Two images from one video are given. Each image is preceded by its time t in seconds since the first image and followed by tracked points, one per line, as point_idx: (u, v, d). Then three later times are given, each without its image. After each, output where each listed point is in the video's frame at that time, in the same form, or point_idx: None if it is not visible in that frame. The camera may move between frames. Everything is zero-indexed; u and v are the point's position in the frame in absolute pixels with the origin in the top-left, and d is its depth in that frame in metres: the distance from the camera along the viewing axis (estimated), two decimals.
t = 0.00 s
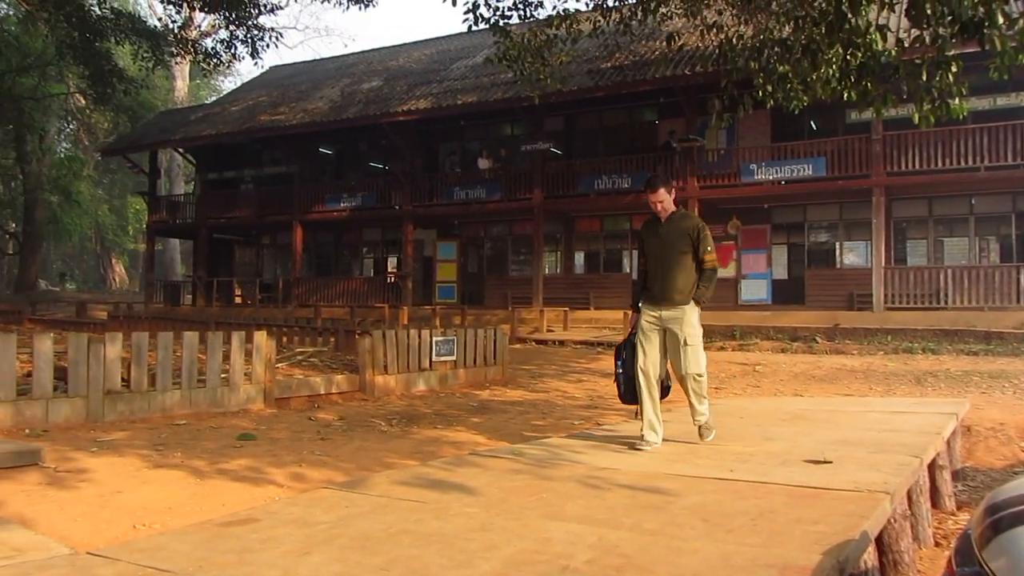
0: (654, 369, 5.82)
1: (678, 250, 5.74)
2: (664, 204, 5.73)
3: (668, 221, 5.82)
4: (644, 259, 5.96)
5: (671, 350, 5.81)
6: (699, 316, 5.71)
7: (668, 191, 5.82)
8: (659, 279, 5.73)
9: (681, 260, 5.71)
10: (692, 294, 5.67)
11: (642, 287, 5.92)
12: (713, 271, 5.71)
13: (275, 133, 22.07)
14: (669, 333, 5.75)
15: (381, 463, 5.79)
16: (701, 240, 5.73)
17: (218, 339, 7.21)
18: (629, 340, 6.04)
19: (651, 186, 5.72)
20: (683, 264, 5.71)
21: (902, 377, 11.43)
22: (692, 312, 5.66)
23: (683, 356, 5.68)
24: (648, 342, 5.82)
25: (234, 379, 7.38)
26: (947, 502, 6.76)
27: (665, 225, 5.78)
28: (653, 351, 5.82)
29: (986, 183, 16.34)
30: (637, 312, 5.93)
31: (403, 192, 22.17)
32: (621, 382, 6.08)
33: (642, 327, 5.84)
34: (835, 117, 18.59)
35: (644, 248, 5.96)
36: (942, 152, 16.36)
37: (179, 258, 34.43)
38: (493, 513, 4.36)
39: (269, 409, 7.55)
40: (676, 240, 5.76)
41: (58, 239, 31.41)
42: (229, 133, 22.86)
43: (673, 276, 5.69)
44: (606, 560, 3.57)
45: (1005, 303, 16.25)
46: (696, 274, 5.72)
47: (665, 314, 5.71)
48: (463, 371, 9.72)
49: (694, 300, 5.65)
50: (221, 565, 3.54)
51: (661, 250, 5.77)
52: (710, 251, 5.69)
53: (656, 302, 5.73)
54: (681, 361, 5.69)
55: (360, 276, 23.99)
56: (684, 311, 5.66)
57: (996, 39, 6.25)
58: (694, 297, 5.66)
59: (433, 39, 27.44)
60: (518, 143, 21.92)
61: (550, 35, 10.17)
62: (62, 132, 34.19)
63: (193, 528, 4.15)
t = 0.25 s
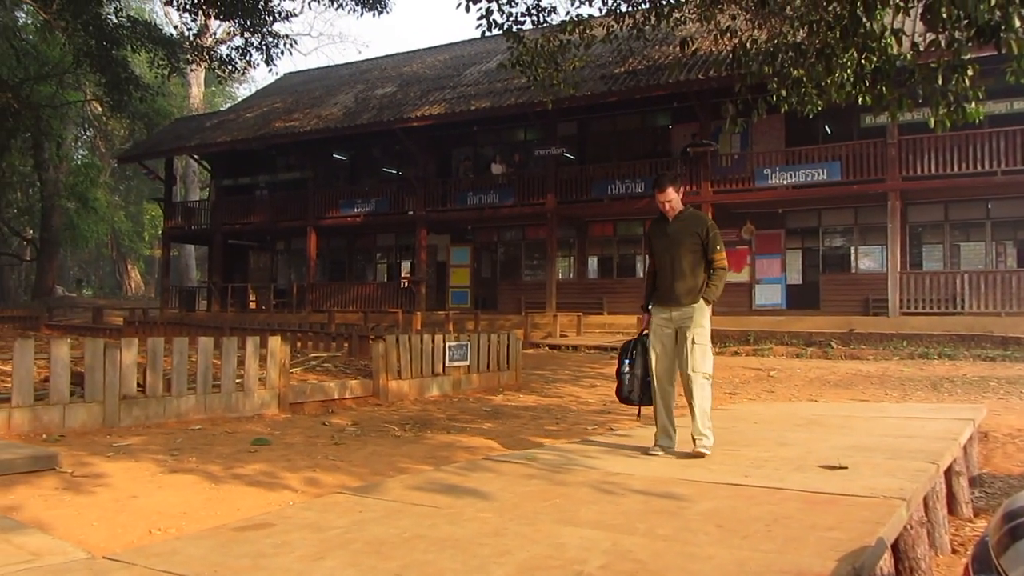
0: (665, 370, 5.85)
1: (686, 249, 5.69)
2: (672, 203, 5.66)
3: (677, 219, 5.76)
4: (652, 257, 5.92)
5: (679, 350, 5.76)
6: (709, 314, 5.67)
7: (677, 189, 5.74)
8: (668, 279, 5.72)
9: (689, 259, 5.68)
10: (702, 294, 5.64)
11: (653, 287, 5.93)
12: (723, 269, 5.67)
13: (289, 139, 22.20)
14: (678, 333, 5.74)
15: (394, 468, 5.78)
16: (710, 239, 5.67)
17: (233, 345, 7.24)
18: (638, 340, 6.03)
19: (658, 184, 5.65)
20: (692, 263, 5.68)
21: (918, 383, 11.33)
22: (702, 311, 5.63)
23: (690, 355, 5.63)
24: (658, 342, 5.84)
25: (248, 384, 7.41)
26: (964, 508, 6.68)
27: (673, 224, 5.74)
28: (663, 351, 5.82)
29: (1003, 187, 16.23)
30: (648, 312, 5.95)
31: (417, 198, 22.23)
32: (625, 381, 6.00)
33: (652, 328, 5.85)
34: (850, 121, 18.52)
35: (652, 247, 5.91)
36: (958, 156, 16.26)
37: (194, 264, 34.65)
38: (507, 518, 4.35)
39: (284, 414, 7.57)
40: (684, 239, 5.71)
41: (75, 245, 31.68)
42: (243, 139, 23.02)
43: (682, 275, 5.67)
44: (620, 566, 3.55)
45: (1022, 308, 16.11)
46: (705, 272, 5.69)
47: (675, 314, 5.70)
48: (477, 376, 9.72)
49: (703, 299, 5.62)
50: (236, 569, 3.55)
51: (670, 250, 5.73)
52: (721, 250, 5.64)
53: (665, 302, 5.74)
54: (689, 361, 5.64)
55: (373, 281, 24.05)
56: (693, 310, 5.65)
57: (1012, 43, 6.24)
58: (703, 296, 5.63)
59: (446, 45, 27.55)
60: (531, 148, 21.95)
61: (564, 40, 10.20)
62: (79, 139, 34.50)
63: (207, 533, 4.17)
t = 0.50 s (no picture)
0: (678, 374, 5.78)
1: (701, 253, 5.64)
2: (689, 206, 5.63)
3: (694, 223, 5.72)
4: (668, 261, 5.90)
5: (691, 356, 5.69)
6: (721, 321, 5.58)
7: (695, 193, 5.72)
8: (681, 282, 5.68)
9: (703, 263, 5.62)
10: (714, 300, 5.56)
11: (666, 290, 5.90)
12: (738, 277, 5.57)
13: (301, 141, 22.28)
14: (690, 338, 5.67)
15: (405, 470, 5.79)
16: (726, 244, 5.60)
17: (245, 346, 7.27)
18: (651, 343, 5.99)
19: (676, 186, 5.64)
20: (706, 267, 5.61)
21: (931, 386, 11.26)
22: (715, 318, 5.55)
23: (701, 362, 5.56)
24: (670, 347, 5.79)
25: (260, 386, 7.43)
26: (978, 512, 6.63)
27: (689, 227, 5.71)
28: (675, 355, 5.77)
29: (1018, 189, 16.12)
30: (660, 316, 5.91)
31: (428, 200, 22.27)
32: (638, 386, 5.96)
33: (665, 332, 5.82)
34: (862, 123, 18.43)
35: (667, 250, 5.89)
36: (972, 158, 16.15)
37: (206, 265, 34.81)
38: (518, 520, 4.34)
39: (295, 416, 7.59)
40: (700, 242, 5.66)
41: (89, 247, 31.89)
42: (256, 141, 23.12)
43: (695, 279, 5.61)
44: (631, 568, 3.54)
45: None
46: (719, 278, 5.61)
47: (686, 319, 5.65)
48: (488, 378, 9.72)
49: (716, 304, 5.53)
50: (248, 570, 3.56)
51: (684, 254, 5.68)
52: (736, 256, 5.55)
53: (677, 306, 5.70)
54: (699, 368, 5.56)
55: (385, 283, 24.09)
56: (706, 316, 5.57)
57: None
58: (715, 301, 5.55)
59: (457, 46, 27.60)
60: (542, 150, 21.95)
61: (574, 42, 10.20)
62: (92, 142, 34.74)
63: (220, 534, 4.18)
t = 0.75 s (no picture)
0: (694, 375, 5.73)
1: (720, 253, 5.53)
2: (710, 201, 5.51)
3: (715, 219, 5.61)
4: (684, 258, 5.79)
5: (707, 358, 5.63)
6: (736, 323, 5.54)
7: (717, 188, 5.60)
8: (697, 281, 5.58)
9: (722, 263, 5.52)
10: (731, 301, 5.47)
11: (682, 289, 5.80)
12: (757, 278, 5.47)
13: (310, 143, 22.34)
14: (708, 340, 5.58)
15: (416, 471, 5.80)
16: (746, 244, 5.49)
17: (255, 348, 7.29)
18: (666, 344, 5.82)
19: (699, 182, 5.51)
20: (724, 268, 5.51)
21: (944, 384, 11.18)
22: (731, 320, 5.48)
23: (719, 366, 5.51)
24: (687, 349, 5.71)
25: (271, 388, 7.45)
26: (991, 510, 6.58)
27: (709, 226, 5.59)
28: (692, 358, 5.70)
29: None
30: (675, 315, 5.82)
31: (437, 201, 22.31)
32: (658, 389, 5.74)
33: (681, 332, 5.72)
34: (871, 120, 18.35)
35: (685, 248, 5.77)
36: (983, 154, 16.05)
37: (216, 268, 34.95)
38: (529, 520, 4.34)
39: (306, 417, 7.61)
40: (719, 242, 5.54)
41: (100, 251, 32.07)
42: (265, 144, 23.21)
43: (712, 279, 5.51)
44: (643, 568, 3.53)
45: None
46: (737, 279, 5.50)
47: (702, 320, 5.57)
48: (497, 378, 9.72)
49: (734, 307, 5.45)
50: (260, 572, 3.57)
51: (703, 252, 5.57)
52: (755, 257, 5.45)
53: (693, 306, 5.60)
54: (718, 372, 5.51)
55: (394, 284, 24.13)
56: (723, 318, 5.50)
57: None
58: (732, 303, 5.47)
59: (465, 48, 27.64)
60: (550, 151, 21.94)
61: (582, 42, 10.20)
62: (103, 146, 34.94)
63: (232, 535, 4.19)
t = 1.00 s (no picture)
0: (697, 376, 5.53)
1: (737, 251, 5.41)
2: (729, 198, 5.41)
3: (731, 217, 5.49)
4: (696, 255, 5.65)
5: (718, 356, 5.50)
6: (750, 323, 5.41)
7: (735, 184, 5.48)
8: (712, 279, 5.45)
9: (739, 262, 5.41)
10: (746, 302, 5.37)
11: (692, 285, 5.66)
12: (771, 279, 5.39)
13: (320, 145, 22.39)
14: (719, 339, 5.45)
15: (425, 471, 5.79)
16: (762, 244, 5.39)
17: (265, 349, 7.31)
18: (673, 339, 5.71)
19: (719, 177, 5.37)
20: (741, 267, 5.41)
21: (954, 386, 11.12)
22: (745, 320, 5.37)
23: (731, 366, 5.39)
24: (693, 346, 5.55)
25: (281, 388, 7.47)
26: (1003, 513, 6.53)
27: (727, 223, 5.47)
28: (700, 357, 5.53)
29: None
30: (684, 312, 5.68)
31: (446, 202, 22.34)
32: (658, 385, 5.63)
33: (690, 329, 5.57)
34: (882, 120, 18.28)
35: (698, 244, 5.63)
36: (994, 155, 15.97)
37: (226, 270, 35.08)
38: (539, 521, 4.34)
39: (315, 418, 7.62)
40: (736, 240, 5.43)
41: (110, 252, 32.23)
42: (274, 146, 23.27)
43: (729, 279, 5.40)
44: (653, 570, 3.52)
45: None
46: (752, 279, 5.41)
47: (716, 319, 5.43)
48: (507, 380, 9.73)
49: (749, 307, 5.36)
50: (270, 572, 3.57)
51: (719, 250, 5.45)
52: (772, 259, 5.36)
53: (706, 304, 5.46)
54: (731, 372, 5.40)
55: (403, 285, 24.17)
56: (738, 318, 5.38)
57: None
58: (748, 304, 5.38)
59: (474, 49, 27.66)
60: (559, 152, 21.93)
61: (591, 43, 10.20)
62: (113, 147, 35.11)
63: (243, 536, 4.20)
